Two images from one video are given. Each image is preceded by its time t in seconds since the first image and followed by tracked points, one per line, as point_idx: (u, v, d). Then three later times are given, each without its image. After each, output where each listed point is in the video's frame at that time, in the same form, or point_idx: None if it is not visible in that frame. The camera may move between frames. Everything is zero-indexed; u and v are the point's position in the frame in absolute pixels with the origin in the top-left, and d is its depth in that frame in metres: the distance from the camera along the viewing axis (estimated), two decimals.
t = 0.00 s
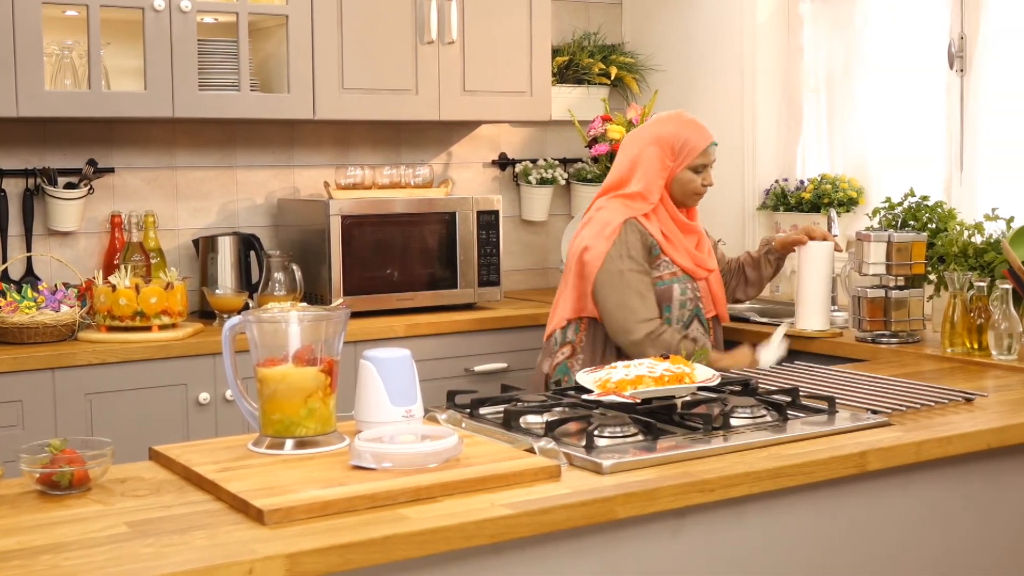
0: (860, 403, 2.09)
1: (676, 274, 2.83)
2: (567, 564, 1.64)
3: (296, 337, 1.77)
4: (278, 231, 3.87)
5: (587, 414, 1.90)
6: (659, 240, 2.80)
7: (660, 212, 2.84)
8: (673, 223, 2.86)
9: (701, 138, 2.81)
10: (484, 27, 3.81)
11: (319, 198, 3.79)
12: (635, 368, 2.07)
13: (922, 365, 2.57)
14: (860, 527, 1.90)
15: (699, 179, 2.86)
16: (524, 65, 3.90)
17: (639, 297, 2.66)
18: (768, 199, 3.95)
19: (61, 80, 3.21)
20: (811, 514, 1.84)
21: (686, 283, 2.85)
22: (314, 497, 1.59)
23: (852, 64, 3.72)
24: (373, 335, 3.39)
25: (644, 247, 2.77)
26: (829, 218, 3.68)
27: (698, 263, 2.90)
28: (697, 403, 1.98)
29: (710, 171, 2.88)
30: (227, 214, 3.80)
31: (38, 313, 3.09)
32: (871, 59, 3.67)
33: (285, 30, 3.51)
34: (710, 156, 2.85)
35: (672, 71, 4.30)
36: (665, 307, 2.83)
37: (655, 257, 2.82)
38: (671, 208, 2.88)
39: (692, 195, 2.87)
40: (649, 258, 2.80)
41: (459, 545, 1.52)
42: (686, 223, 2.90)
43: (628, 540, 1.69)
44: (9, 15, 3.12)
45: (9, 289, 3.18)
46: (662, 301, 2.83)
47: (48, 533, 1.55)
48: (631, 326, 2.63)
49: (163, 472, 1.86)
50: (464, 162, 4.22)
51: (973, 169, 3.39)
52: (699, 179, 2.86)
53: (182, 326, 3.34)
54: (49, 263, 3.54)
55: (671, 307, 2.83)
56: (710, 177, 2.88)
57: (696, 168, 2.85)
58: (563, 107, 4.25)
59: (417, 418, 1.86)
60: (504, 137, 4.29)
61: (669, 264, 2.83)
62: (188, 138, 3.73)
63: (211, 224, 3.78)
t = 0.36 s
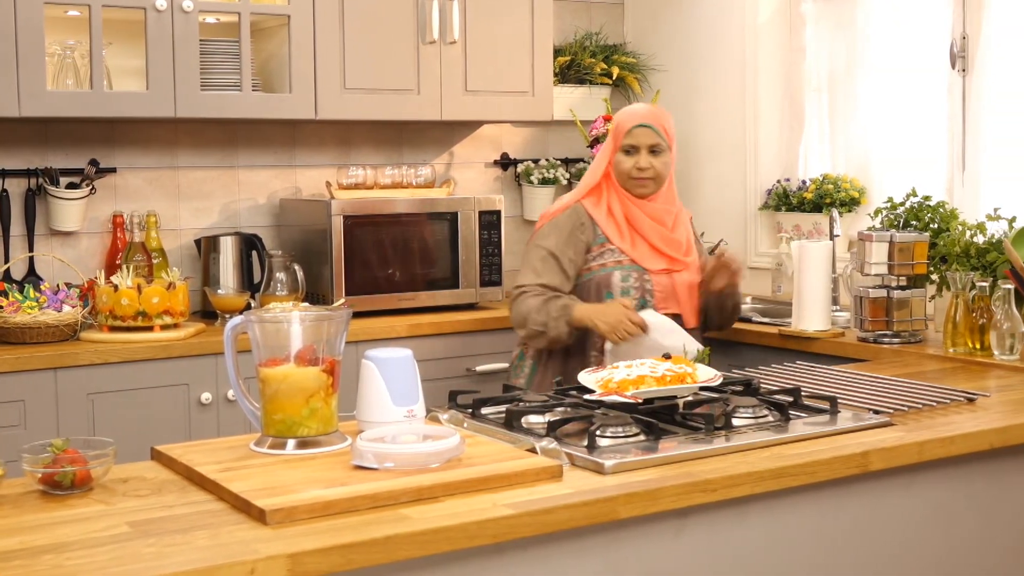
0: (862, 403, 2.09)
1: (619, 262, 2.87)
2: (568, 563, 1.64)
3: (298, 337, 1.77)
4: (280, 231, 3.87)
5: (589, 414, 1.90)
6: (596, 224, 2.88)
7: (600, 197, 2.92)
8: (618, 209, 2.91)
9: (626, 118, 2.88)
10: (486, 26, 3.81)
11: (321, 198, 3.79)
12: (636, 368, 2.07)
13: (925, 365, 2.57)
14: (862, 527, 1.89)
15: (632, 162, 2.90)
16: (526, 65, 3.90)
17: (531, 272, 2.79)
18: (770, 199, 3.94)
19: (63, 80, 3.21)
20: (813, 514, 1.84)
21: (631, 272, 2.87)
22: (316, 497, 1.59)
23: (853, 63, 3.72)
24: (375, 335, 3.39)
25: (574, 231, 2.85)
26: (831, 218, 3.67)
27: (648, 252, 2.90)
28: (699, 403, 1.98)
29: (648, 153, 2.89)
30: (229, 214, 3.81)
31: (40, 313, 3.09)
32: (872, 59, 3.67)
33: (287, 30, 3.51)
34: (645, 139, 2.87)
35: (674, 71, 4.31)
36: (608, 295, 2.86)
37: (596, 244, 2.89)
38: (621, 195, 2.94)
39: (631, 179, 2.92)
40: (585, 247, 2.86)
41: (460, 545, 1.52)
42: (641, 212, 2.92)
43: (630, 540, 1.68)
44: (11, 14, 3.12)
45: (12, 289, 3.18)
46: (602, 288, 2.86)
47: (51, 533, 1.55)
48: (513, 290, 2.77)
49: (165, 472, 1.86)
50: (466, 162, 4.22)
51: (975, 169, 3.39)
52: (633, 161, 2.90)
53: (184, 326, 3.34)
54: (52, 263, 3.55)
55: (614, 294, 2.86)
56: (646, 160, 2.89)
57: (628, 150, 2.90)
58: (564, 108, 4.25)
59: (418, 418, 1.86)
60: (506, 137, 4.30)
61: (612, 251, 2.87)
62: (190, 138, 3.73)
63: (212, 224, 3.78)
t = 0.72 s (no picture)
0: (870, 403, 2.09)
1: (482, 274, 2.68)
2: (576, 563, 1.64)
3: (306, 337, 1.78)
4: (288, 231, 3.88)
5: (596, 414, 1.90)
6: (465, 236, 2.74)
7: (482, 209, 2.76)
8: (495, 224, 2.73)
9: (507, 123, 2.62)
10: (494, 26, 3.81)
11: (329, 198, 3.80)
12: (644, 368, 2.09)
13: (933, 365, 2.57)
14: (869, 528, 1.89)
15: (508, 168, 2.66)
16: (534, 65, 3.90)
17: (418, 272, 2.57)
18: (778, 199, 3.94)
19: (72, 80, 3.21)
20: (821, 514, 1.84)
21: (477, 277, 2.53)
22: (324, 497, 1.59)
23: (861, 63, 3.72)
24: (384, 335, 3.39)
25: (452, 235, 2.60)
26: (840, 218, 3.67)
27: (506, 268, 2.67)
28: (707, 403, 1.98)
29: (524, 160, 2.62)
30: (237, 214, 3.81)
31: (49, 312, 3.09)
32: (880, 59, 3.66)
33: (295, 30, 3.51)
34: (519, 146, 2.60)
35: (682, 72, 4.32)
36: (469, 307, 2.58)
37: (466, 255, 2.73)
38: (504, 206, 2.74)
39: (506, 186, 2.67)
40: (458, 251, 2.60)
41: (468, 545, 1.52)
42: (515, 225, 2.71)
43: (638, 540, 1.68)
44: (21, 14, 3.13)
45: (20, 288, 3.18)
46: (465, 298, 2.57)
47: (60, 532, 1.55)
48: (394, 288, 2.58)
49: (173, 471, 1.86)
50: (474, 162, 4.22)
51: (984, 169, 3.38)
52: (509, 167, 2.65)
53: (192, 326, 3.34)
54: (60, 263, 3.55)
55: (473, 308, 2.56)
56: (519, 166, 2.62)
57: (507, 157, 2.64)
58: (572, 107, 4.26)
59: (426, 418, 1.86)
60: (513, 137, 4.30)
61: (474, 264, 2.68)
62: (199, 138, 3.74)
63: (221, 224, 3.79)
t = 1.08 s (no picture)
0: (891, 404, 2.08)
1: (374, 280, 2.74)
2: (595, 564, 1.64)
3: (327, 337, 1.78)
4: (309, 231, 3.88)
5: (617, 414, 1.90)
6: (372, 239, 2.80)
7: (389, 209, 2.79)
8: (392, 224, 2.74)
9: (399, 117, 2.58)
10: (514, 26, 3.81)
11: (350, 199, 3.80)
12: (665, 369, 2.07)
13: (955, 366, 2.56)
14: (890, 530, 1.88)
15: (400, 166, 2.61)
16: (554, 65, 3.90)
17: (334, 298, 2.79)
18: (799, 199, 3.93)
19: (94, 80, 3.22)
20: (841, 516, 1.83)
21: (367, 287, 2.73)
22: (345, 497, 1.59)
23: (883, 63, 3.71)
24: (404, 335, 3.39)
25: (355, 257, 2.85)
26: (861, 219, 3.65)
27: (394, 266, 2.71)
28: (728, 403, 1.98)
29: (414, 157, 2.58)
30: (258, 214, 3.82)
31: (71, 312, 3.10)
32: (902, 60, 3.65)
33: (315, 31, 3.52)
34: (408, 143, 2.57)
35: (703, 72, 4.32)
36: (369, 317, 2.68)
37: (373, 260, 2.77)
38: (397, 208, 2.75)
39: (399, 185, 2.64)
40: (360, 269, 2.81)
41: (488, 545, 1.52)
42: (405, 226, 2.72)
43: (657, 541, 1.68)
44: (43, 15, 3.14)
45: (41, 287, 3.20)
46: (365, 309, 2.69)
47: (82, 531, 1.56)
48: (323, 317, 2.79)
49: (195, 471, 1.86)
50: (493, 162, 4.22)
51: (1005, 170, 3.36)
52: (400, 165, 2.61)
53: (213, 325, 3.35)
54: (82, 262, 3.57)
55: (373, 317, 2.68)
56: (408, 165, 2.59)
57: (398, 154, 2.61)
58: (592, 107, 4.25)
59: (447, 418, 1.86)
60: (533, 137, 4.30)
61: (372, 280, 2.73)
62: (220, 138, 3.75)
63: (241, 224, 3.79)
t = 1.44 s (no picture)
0: (930, 406, 2.07)
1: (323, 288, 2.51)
2: (631, 564, 1.63)
3: (364, 336, 1.78)
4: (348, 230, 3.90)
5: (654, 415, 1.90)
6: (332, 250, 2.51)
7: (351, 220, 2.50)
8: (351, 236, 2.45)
9: (362, 120, 2.30)
10: (552, 26, 3.81)
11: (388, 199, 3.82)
12: (701, 370, 2.07)
13: (996, 369, 2.54)
14: (928, 533, 1.87)
15: (359, 175, 2.30)
16: (591, 64, 3.90)
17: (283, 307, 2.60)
18: (837, 199, 3.91)
19: (133, 80, 3.25)
20: (878, 518, 1.82)
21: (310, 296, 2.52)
22: (383, 495, 1.59)
23: (924, 63, 3.68)
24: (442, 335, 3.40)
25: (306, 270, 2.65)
26: (900, 220, 3.62)
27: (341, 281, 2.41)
28: (766, 404, 1.98)
29: (376, 166, 2.28)
30: (295, 213, 3.84)
31: (112, 310, 3.13)
32: (943, 60, 3.63)
33: (353, 31, 3.53)
34: (370, 149, 2.27)
35: (740, 72, 4.31)
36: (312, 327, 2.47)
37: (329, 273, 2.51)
38: (359, 222, 2.45)
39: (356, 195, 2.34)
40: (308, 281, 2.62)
41: (525, 545, 1.52)
42: (362, 238, 2.43)
43: (693, 543, 1.67)
44: (85, 16, 3.17)
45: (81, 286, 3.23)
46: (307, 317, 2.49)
47: (122, 527, 1.57)
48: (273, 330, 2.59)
49: (233, 469, 1.87)
50: (529, 161, 4.23)
51: None
52: (361, 174, 2.30)
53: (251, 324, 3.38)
54: (122, 261, 3.59)
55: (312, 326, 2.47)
56: (368, 174, 2.28)
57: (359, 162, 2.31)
58: (630, 107, 4.25)
59: (484, 418, 1.86)
60: (569, 138, 4.30)
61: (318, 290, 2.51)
62: (260, 138, 3.77)
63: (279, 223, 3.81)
